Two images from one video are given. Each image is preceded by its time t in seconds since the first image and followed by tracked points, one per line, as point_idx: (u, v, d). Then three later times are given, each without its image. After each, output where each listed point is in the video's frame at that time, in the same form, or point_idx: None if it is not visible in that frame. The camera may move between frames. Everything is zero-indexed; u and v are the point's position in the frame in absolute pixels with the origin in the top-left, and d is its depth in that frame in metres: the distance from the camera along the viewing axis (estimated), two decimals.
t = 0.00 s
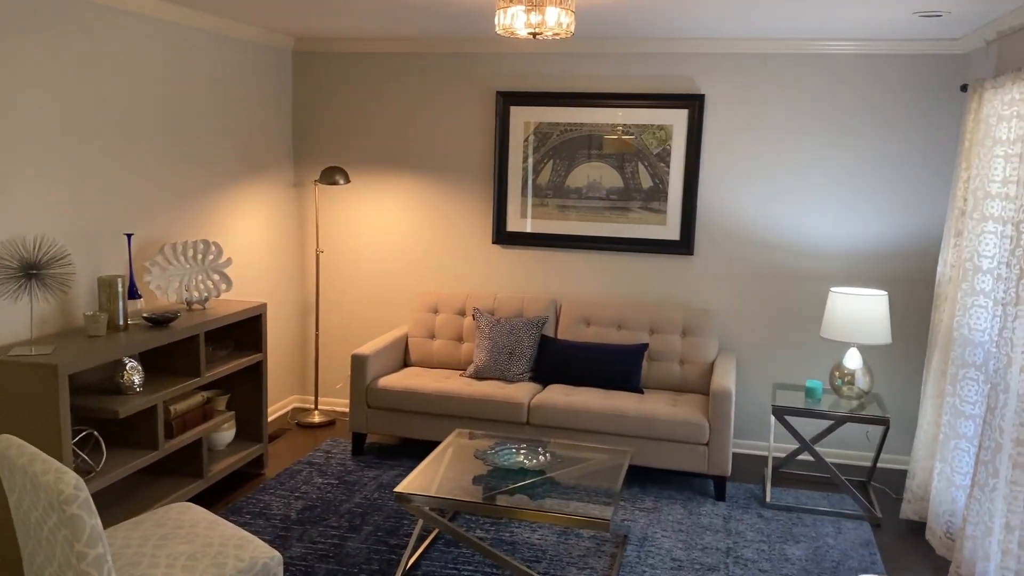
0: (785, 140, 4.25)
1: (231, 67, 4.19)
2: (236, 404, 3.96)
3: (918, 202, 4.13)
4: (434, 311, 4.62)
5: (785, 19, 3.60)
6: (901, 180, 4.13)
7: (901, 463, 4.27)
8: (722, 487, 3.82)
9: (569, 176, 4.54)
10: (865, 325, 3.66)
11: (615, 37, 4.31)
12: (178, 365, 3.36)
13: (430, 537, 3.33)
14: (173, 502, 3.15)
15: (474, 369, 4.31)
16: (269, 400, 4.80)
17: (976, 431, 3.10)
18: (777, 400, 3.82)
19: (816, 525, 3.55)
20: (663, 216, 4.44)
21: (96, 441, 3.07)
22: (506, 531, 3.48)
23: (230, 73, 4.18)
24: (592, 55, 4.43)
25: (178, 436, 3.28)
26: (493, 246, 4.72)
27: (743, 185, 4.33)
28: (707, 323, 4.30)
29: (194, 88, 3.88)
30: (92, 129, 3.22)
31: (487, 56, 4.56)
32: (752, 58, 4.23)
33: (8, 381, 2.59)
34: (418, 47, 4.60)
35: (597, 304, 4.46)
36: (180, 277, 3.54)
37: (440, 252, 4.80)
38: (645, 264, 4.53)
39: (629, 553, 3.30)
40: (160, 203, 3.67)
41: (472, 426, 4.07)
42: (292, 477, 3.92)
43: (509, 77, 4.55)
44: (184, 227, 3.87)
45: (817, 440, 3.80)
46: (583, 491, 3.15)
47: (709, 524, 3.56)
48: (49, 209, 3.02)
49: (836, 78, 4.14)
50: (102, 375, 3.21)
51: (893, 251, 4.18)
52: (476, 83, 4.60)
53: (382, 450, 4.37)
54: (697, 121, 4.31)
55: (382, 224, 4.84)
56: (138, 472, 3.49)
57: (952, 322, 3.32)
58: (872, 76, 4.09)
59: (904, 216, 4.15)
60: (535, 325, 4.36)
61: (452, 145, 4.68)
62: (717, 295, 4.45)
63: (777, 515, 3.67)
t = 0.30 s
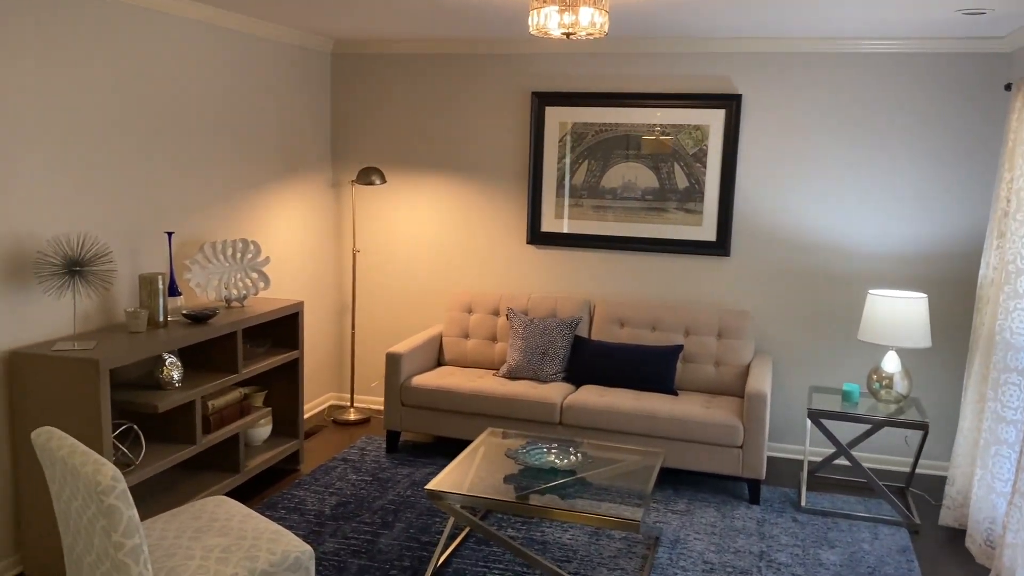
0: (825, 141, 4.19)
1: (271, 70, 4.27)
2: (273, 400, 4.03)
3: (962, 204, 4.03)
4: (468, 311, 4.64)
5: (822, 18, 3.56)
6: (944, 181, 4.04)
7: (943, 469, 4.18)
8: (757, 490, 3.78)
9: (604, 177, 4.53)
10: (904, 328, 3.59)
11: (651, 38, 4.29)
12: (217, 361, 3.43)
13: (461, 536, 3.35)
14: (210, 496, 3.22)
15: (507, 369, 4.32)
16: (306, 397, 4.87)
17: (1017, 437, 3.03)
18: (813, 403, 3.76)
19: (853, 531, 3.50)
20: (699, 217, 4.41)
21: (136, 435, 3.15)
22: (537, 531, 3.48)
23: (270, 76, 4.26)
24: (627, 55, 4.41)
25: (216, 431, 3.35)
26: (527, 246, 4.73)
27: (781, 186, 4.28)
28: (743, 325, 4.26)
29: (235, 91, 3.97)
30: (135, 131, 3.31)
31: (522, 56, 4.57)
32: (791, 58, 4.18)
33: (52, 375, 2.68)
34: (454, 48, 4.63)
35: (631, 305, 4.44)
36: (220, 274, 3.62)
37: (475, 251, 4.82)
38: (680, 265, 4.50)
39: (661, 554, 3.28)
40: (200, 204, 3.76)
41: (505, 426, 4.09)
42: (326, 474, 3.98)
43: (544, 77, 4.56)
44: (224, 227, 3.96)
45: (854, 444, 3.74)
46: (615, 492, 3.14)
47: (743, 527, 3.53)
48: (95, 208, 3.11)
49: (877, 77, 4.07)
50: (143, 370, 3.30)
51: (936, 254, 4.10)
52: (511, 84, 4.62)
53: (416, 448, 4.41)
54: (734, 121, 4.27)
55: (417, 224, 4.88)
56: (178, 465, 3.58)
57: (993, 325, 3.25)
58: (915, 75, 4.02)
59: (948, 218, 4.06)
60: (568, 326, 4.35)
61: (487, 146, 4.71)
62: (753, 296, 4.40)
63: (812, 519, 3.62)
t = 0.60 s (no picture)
0: (867, 141, 4.12)
1: (312, 72, 4.34)
2: (311, 397, 4.10)
3: (1008, 205, 3.94)
4: (504, 310, 4.66)
5: (864, 17, 3.50)
6: (990, 182, 3.96)
7: (986, 476, 4.08)
8: (793, 494, 3.73)
9: (641, 177, 4.52)
10: (947, 330, 3.51)
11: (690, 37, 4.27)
12: (257, 358, 3.50)
13: (494, 534, 3.37)
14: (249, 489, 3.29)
15: (542, 369, 4.32)
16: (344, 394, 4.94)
17: None
18: (852, 406, 3.70)
19: (892, 536, 3.43)
20: (738, 217, 4.37)
21: (177, 429, 3.23)
22: (570, 531, 3.48)
23: (311, 78, 4.34)
24: (666, 54, 4.39)
25: (255, 426, 3.42)
26: (563, 246, 4.74)
27: (819, 187, 4.23)
28: (780, 326, 4.21)
29: (277, 93, 4.05)
30: (180, 133, 3.40)
31: (559, 57, 4.58)
32: (833, 57, 4.12)
33: (97, 369, 2.76)
34: (491, 49, 4.66)
35: (668, 306, 4.42)
36: (260, 273, 3.69)
37: (511, 251, 4.84)
38: (717, 266, 4.47)
39: (694, 556, 3.26)
40: (242, 203, 3.84)
41: (539, 425, 4.09)
42: (363, 470, 4.04)
43: (581, 77, 4.57)
44: (265, 226, 4.04)
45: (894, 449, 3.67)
46: (647, 493, 3.13)
47: (778, 530, 3.49)
48: (140, 208, 3.21)
49: (922, 77, 4.00)
50: (184, 365, 3.38)
51: (981, 256, 4.01)
52: (549, 84, 4.63)
53: (450, 446, 4.45)
54: (774, 121, 4.22)
55: (454, 224, 4.92)
56: (218, 459, 3.66)
57: None
58: (961, 74, 3.94)
59: (993, 220, 3.98)
60: (604, 326, 4.34)
61: (523, 146, 4.73)
62: (792, 298, 4.34)
63: (850, 524, 3.56)
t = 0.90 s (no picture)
0: (912, 140, 4.05)
1: (353, 73, 4.41)
2: (349, 394, 4.17)
3: None
4: (540, 310, 4.67)
5: (909, 15, 3.44)
6: None
7: None
8: (832, 498, 3.68)
9: (680, 177, 4.49)
10: (993, 334, 3.42)
11: (730, 36, 4.23)
12: (297, 354, 3.57)
13: (529, 533, 3.38)
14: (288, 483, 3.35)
15: (578, 369, 4.31)
16: (383, 392, 5.00)
17: None
18: (893, 410, 3.63)
19: (934, 543, 3.36)
20: (778, 218, 4.32)
21: (218, 423, 3.30)
22: (605, 530, 3.47)
23: (352, 80, 4.41)
24: (705, 53, 4.36)
25: (295, 421, 3.49)
26: (600, 246, 4.73)
27: (860, 187, 4.16)
28: (821, 328, 4.15)
29: (318, 94, 4.12)
30: (223, 134, 3.48)
31: (598, 56, 4.58)
32: (877, 55, 4.05)
33: (142, 364, 2.84)
34: (530, 49, 4.68)
35: (706, 307, 4.38)
36: (301, 271, 3.76)
37: (548, 251, 4.85)
38: (757, 267, 4.42)
39: (731, 558, 3.23)
40: (283, 203, 3.92)
41: (575, 425, 4.09)
42: (400, 467, 4.08)
43: (620, 77, 4.56)
44: (306, 225, 4.11)
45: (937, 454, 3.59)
46: (682, 494, 3.11)
47: (817, 534, 3.43)
48: (184, 207, 3.29)
49: (970, 75, 3.92)
50: (226, 360, 3.46)
51: None
52: (587, 84, 4.63)
53: (486, 445, 4.47)
54: (815, 120, 4.16)
55: (491, 224, 4.95)
56: (259, 453, 3.74)
57: None
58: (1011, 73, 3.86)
59: None
60: (641, 327, 4.31)
61: (561, 146, 4.73)
62: (833, 299, 4.27)
63: (890, 529, 3.49)
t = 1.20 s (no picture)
0: (961, 140, 3.96)
1: (395, 74, 4.47)
2: (389, 391, 4.22)
3: None
4: (579, 309, 4.67)
5: (959, 11, 3.37)
6: None
7: None
8: (874, 503, 3.61)
9: (722, 177, 4.45)
10: None
11: (773, 35, 4.18)
12: (338, 351, 3.63)
13: (566, 531, 3.38)
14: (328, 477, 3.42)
15: (616, 369, 4.30)
16: (423, 390, 5.06)
17: None
18: (938, 414, 3.54)
19: (980, 550, 3.28)
20: (822, 218, 4.25)
21: (260, 417, 3.37)
22: (642, 531, 3.46)
23: (394, 81, 4.46)
24: (748, 52, 4.32)
25: (335, 417, 3.55)
26: (640, 246, 4.71)
27: (906, 186, 4.08)
28: (864, 330, 4.08)
29: (361, 96, 4.19)
30: (268, 135, 3.56)
31: (639, 56, 4.57)
32: (925, 53, 3.98)
33: (188, 359, 2.92)
34: (571, 49, 4.69)
35: (747, 309, 4.34)
36: (343, 269, 3.82)
37: (587, 251, 4.85)
38: (799, 268, 4.36)
39: (769, 561, 3.19)
40: (326, 203, 3.99)
41: (613, 425, 4.08)
42: (438, 464, 4.12)
43: (661, 76, 4.54)
44: (348, 224, 4.18)
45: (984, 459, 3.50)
46: (720, 496, 3.08)
47: (858, 539, 3.38)
48: (230, 206, 3.38)
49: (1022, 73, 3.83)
50: (270, 356, 3.54)
51: None
52: (627, 84, 4.62)
53: (523, 444, 4.49)
54: (860, 119, 4.09)
55: (530, 223, 4.97)
56: (301, 447, 3.81)
57: None
58: None
59: None
60: (680, 328, 4.27)
61: (601, 146, 4.73)
62: (878, 300, 4.19)
63: (935, 536, 3.42)
